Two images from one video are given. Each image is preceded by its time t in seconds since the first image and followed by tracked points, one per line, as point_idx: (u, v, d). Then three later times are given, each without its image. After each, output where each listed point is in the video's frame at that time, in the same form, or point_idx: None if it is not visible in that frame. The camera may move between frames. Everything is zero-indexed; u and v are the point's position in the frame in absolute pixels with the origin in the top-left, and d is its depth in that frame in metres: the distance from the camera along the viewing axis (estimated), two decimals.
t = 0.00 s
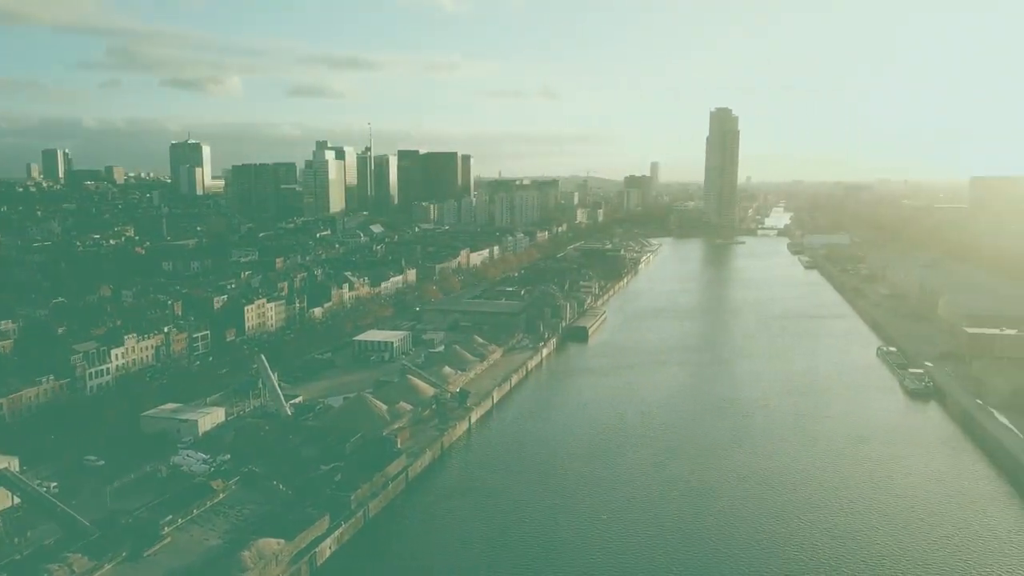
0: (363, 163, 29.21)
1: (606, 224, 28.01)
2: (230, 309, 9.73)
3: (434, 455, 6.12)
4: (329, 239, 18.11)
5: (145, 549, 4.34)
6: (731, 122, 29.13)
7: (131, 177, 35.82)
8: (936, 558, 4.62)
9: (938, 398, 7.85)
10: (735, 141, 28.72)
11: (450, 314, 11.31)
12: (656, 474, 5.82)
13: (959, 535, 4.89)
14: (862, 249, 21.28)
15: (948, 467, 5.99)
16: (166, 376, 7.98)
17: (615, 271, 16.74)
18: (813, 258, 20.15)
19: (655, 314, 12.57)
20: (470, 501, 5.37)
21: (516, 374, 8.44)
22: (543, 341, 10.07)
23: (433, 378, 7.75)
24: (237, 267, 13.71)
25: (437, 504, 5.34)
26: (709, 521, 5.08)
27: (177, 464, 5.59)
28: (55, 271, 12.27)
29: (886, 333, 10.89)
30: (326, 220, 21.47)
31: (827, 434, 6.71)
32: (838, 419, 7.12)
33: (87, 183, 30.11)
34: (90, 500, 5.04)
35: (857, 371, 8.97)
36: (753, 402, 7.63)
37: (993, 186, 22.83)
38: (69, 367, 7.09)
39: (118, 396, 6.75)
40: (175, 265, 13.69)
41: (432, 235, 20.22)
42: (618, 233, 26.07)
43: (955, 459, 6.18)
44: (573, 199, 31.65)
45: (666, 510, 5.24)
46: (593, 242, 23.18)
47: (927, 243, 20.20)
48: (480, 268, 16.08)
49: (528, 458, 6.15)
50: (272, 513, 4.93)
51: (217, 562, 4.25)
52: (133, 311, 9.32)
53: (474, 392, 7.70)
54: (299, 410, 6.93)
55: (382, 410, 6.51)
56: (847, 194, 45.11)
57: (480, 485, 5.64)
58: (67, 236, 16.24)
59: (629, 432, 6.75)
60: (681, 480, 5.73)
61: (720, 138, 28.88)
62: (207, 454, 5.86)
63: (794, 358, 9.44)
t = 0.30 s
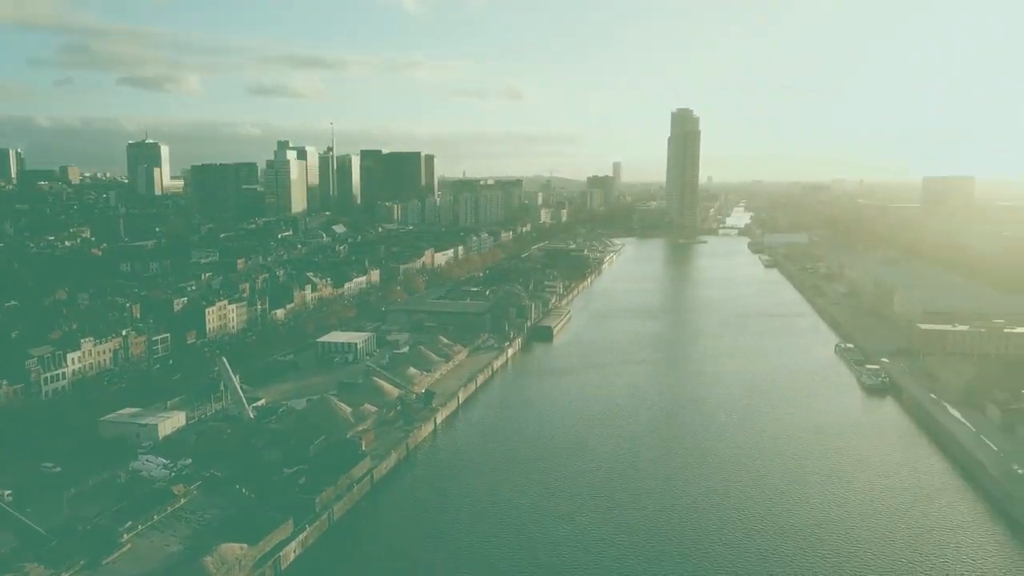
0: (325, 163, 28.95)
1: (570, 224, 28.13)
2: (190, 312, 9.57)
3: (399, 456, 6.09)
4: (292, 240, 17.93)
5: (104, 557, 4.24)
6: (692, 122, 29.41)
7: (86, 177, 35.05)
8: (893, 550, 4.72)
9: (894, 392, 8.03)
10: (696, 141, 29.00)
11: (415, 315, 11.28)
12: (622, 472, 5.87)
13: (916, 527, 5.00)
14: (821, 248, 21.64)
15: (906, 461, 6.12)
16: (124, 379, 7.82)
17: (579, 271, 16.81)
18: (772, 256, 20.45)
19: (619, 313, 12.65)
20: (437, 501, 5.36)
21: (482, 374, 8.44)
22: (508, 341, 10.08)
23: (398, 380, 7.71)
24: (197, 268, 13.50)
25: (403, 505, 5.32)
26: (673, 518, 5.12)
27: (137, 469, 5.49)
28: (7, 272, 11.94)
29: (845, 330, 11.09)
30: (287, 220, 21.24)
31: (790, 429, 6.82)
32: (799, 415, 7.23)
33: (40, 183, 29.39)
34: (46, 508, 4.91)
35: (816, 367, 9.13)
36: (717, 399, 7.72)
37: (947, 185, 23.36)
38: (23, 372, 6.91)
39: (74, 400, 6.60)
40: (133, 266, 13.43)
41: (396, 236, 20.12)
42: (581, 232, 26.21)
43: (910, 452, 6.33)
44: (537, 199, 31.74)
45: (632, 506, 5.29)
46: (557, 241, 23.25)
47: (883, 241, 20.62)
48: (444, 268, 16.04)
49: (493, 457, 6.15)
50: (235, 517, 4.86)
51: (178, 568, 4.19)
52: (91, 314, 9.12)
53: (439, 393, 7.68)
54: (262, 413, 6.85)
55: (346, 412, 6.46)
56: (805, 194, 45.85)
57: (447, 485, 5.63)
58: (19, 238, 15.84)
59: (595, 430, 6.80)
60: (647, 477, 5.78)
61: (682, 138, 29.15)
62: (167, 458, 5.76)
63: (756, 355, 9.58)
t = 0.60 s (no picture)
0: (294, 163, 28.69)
1: (540, 224, 28.18)
2: (155, 314, 9.44)
3: (370, 458, 6.06)
4: (259, 240, 17.76)
5: (68, 564, 4.16)
6: (660, 122, 29.61)
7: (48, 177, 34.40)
8: (857, 545, 4.77)
9: (858, 389, 8.15)
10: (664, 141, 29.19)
11: (385, 315, 11.23)
12: (593, 470, 5.90)
13: (882, 521, 5.09)
14: (788, 247, 21.89)
15: (871, 456, 6.23)
16: (88, 383, 7.68)
17: (549, 271, 16.86)
18: (740, 255, 20.66)
19: (589, 313, 12.70)
20: (409, 502, 5.35)
21: (452, 375, 8.42)
22: (478, 341, 10.07)
23: (368, 381, 7.68)
24: (163, 270, 13.32)
25: (374, 507, 5.30)
26: (641, 517, 5.13)
27: (101, 474, 5.39)
28: None
29: (811, 327, 11.24)
30: (255, 220, 21.04)
31: (758, 427, 6.88)
32: (767, 412, 7.32)
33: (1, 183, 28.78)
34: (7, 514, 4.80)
35: (783, 364, 9.25)
36: (686, 398, 7.77)
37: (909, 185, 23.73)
38: None
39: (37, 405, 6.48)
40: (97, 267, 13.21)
41: (365, 236, 20.00)
42: (551, 233, 26.28)
43: (874, 447, 6.44)
44: (507, 199, 31.76)
45: (602, 504, 5.32)
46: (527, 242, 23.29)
47: (848, 240, 20.94)
48: (414, 269, 15.99)
49: (463, 459, 6.12)
50: (202, 521, 4.80)
51: None
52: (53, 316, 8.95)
53: (409, 394, 7.66)
54: (231, 417, 6.77)
55: (316, 415, 6.42)
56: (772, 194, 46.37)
57: (418, 486, 5.61)
58: None
59: (565, 429, 6.80)
60: (617, 475, 5.82)
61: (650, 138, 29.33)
62: (133, 463, 5.67)
63: (724, 354, 9.67)
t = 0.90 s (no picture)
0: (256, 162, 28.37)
1: (506, 224, 28.21)
2: (115, 317, 9.28)
3: (335, 460, 6.02)
4: (221, 241, 17.54)
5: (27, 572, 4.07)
6: (624, 123, 29.82)
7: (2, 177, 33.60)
8: (819, 539, 4.86)
9: (819, 385, 8.28)
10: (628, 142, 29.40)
11: (350, 316, 11.16)
12: (559, 469, 5.93)
13: (843, 515, 5.18)
14: (750, 246, 22.16)
15: (832, 452, 6.33)
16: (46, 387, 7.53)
17: (515, 271, 16.88)
18: (703, 254, 20.88)
19: (555, 312, 12.75)
20: (376, 504, 5.33)
21: (419, 376, 8.39)
22: (445, 341, 10.06)
23: (333, 383, 7.62)
24: (122, 272, 13.10)
25: (340, 509, 5.26)
26: (606, 516, 5.15)
27: (60, 480, 5.28)
28: None
29: (773, 325, 11.40)
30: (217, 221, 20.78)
31: (722, 425, 6.95)
32: (730, 409, 7.42)
33: None
34: None
35: (746, 362, 9.37)
36: (651, 396, 7.84)
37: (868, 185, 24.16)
38: None
39: None
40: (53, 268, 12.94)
41: (330, 237, 19.84)
42: (517, 232, 26.30)
43: (835, 442, 6.56)
44: (473, 199, 31.72)
45: (569, 503, 5.35)
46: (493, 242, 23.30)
47: (808, 239, 21.27)
48: (379, 269, 15.91)
49: (428, 461, 6.09)
50: (165, 526, 4.72)
51: None
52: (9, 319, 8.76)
53: (375, 395, 7.62)
54: (193, 420, 6.68)
55: (280, 418, 6.36)
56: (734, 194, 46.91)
57: (385, 488, 5.59)
58: None
59: (532, 429, 6.82)
60: (584, 473, 5.86)
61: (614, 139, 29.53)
62: (92, 468, 5.57)
63: (688, 352, 9.77)
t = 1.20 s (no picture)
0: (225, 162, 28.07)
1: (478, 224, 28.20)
2: (81, 319, 9.15)
3: (307, 463, 5.97)
4: (190, 242, 17.34)
5: None
6: (595, 124, 29.98)
7: None
8: (789, 534, 4.92)
9: (788, 383, 8.38)
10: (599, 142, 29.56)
11: (321, 317, 11.09)
12: (534, 469, 5.94)
13: (813, 511, 5.25)
14: (720, 245, 22.36)
15: (802, 448, 6.41)
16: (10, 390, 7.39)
17: (488, 271, 16.88)
18: (674, 254, 21.04)
19: (527, 312, 12.78)
20: (351, 505, 5.31)
21: (391, 377, 8.36)
22: (418, 342, 10.03)
23: (305, 384, 7.56)
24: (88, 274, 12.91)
25: (313, 512, 5.23)
26: (581, 515, 5.18)
27: (25, 486, 5.19)
28: None
29: (743, 324, 11.52)
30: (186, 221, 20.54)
31: (693, 423, 7.00)
32: (702, 407, 7.48)
33: None
34: None
35: (716, 360, 9.45)
36: (623, 395, 7.88)
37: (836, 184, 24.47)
38: None
39: None
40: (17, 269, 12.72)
41: (301, 237, 19.71)
42: (489, 232, 26.28)
43: (804, 439, 6.64)
44: (445, 199, 31.68)
45: (545, 502, 5.36)
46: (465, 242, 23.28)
47: (777, 238, 21.52)
48: (351, 270, 15.83)
49: (402, 463, 6.06)
50: (134, 531, 4.66)
51: None
52: None
53: (347, 397, 7.57)
54: (162, 423, 6.59)
55: (251, 420, 6.30)
56: (705, 193, 47.31)
57: (359, 490, 5.56)
58: None
59: (507, 429, 6.83)
60: (558, 472, 5.88)
61: (586, 139, 29.67)
62: (59, 473, 5.48)
63: (660, 351, 9.84)
